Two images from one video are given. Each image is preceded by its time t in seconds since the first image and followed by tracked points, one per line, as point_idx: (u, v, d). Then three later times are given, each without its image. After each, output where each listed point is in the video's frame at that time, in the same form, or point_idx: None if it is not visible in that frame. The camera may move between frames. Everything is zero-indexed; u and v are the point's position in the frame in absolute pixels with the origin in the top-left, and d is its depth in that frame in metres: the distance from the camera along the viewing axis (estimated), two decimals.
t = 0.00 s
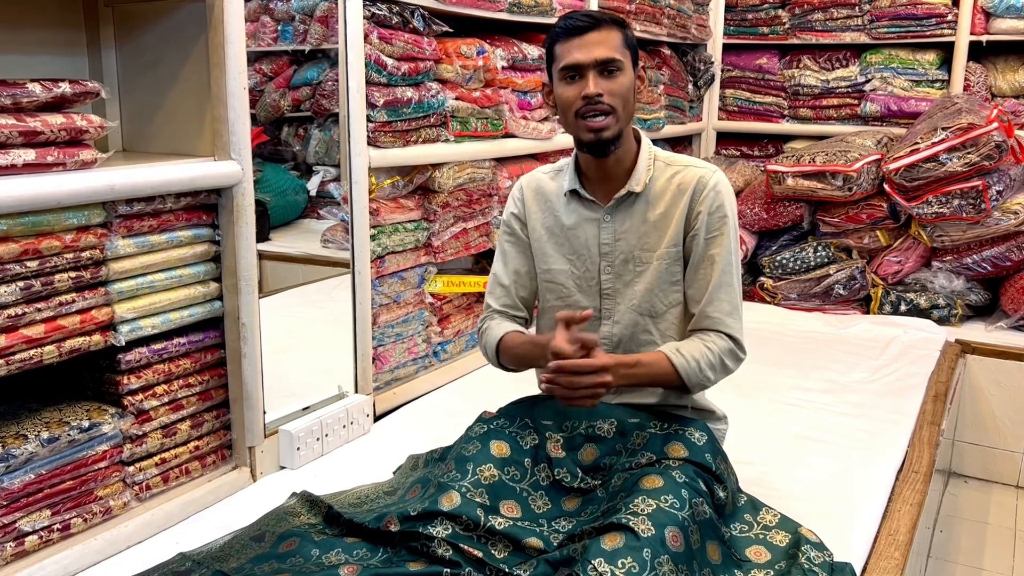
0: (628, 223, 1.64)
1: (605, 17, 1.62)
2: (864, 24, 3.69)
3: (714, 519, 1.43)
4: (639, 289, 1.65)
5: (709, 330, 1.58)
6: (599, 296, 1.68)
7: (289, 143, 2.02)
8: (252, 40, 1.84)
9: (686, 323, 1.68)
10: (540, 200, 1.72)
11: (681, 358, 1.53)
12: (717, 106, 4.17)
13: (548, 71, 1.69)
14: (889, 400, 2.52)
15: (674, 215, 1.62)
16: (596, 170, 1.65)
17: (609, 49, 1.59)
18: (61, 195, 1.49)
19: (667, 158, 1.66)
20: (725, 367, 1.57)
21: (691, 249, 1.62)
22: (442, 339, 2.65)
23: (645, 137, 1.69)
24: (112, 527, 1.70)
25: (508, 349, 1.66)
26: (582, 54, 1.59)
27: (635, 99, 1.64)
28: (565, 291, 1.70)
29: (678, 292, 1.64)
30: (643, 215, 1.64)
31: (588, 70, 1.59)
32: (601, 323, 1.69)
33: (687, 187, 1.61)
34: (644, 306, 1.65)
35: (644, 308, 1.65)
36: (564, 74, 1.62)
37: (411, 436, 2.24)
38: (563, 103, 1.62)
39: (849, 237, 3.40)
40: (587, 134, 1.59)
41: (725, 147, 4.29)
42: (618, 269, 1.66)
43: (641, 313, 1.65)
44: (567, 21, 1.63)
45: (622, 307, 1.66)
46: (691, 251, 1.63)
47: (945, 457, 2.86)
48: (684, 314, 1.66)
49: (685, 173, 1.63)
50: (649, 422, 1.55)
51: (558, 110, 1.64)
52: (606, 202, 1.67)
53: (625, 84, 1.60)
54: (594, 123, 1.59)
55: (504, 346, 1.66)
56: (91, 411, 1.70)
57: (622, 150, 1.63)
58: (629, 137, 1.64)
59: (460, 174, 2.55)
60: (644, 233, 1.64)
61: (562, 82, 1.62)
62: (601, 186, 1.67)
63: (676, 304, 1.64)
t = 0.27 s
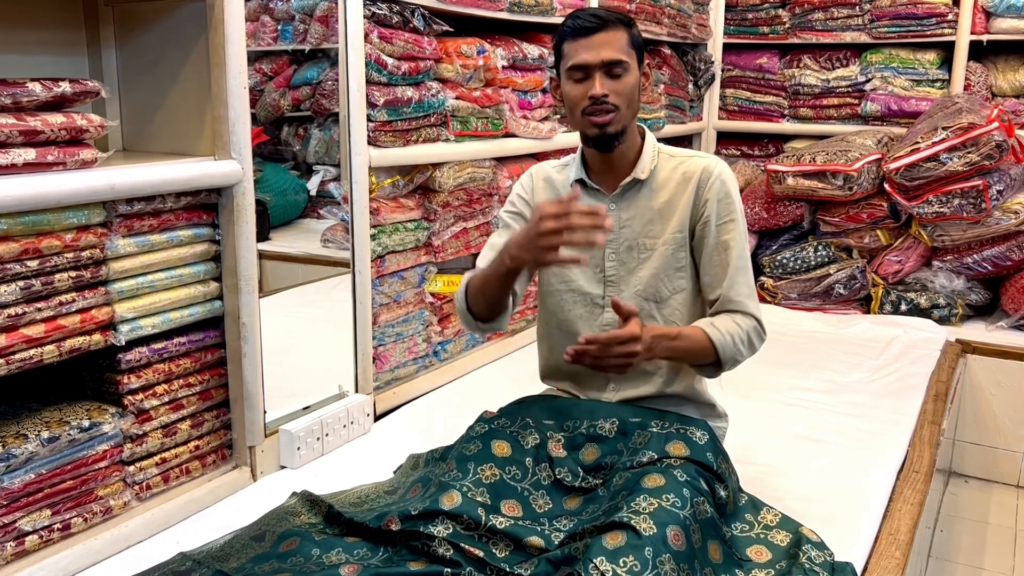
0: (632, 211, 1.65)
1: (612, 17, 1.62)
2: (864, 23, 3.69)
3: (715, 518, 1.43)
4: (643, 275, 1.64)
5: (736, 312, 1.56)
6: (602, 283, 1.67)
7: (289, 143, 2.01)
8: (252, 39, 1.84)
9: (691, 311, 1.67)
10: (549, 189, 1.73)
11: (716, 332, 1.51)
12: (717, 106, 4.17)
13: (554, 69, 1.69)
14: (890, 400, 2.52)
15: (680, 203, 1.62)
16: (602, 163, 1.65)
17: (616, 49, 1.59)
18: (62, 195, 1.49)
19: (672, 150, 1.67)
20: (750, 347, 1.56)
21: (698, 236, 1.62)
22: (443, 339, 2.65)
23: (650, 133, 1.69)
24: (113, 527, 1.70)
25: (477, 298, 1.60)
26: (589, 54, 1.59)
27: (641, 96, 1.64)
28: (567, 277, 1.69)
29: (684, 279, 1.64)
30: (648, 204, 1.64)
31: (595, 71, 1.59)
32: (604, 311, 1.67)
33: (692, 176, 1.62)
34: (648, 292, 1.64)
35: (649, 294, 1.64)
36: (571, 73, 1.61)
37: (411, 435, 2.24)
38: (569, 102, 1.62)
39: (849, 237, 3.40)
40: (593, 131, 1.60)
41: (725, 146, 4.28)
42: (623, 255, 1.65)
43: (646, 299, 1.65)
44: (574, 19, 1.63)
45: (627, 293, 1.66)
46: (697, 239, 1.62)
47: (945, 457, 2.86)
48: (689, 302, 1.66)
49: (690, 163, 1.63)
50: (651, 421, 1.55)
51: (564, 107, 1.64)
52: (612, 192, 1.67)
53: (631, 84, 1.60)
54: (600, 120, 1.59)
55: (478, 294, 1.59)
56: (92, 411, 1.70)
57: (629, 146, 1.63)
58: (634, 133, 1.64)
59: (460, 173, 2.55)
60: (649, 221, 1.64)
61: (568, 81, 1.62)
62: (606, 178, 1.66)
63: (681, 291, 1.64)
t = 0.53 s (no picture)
0: (637, 207, 1.65)
1: (618, 18, 1.60)
2: (864, 23, 3.69)
3: (715, 516, 1.43)
4: (647, 269, 1.65)
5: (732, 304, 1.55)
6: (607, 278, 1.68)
7: (289, 142, 2.01)
8: (252, 39, 1.84)
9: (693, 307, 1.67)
10: (555, 185, 1.74)
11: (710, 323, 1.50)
12: (717, 105, 4.17)
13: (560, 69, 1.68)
14: (890, 400, 2.52)
15: (684, 199, 1.62)
16: (607, 161, 1.65)
17: (620, 51, 1.58)
18: (62, 194, 1.49)
19: (678, 148, 1.67)
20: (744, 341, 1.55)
21: (702, 231, 1.61)
22: (443, 338, 2.65)
23: (655, 132, 1.69)
24: (113, 526, 1.70)
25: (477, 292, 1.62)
26: (593, 56, 1.58)
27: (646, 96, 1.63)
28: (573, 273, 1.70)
29: (687, 273, 1.64)
30: (652, 199, 1.64)
31: (600, 72, 1.58)
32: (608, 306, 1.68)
33: (697, 172, 1.62)
34: (652, 286, 1.65)
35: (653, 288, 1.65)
36: (575, 74, 1.60)
37: (411, 435, 2.24)
38: (574, 101, 1.61)
39: (849, 236, 3.40)
40: (597, 131, 1.60)
41: (725, 146, 4.28)
42: (627, 250, 1.66)
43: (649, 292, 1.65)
44: (580, 19, 1.62)
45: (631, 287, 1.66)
46: (700, 235, 1.62)
47: (945, 457, 2.86)
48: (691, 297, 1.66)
49: (694, 160, 1.63)
50: (651, 419, 1.55)
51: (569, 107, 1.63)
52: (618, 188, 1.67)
53: (635, 85, 1.59)
54: (604, 120, 1.58)
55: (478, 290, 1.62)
56: (92, 410, 1.70)
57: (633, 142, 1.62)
58: (638, 132, 1.63)
59: (460, 173, 2.55)
60: (653, 216, 1.64)
61: (573, 80, 1.61)
62: (611, 175, 1.66)
63: (684, 285, 1.64)
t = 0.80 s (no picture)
0: (633, 212, 1.64)
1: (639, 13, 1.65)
2: (864, 22, 3.69)
3: (713, 514, 1.43)
4: (643, 276, 1.64)
5: (720, 316, 1.59)
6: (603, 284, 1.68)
7: (289, 142, 2.01)
8: (252, 38, 1.84)
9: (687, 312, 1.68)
10: (549, 191, 1.72)
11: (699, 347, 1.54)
12: (717, 104, 4.17)
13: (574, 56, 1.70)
14: (889, 399, 2.52)
15: (681, 204, 1.62)
16: (605, 157, 1.64)
17: (638, 37, 1.61)
18: (61, 192, 1.49)
19: (675, 150, 1.66)
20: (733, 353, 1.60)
21: (697, 238, 1.62)
22: (443, 337, 2.65)
23: (654, 132, 1.69)
24: (113, 525, 1.70)
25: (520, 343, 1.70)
26: (612, 36, 1.60)
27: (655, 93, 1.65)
28: (571, 279, 1.70)
29: (682, 280, 1.64)
30: (649, 205, 1.64)
31: (614, 51, 1.60)
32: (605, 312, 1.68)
33: (693, 177, 1.62)
34: (648, 294, 1.64)
35: (648, 295, 1.64)
36: (589, 52, 1.62)
37: (411, 434, 2.24)
38: (583, 79, 1.62)
39: (849, 235, 3.40)
40: (602, 108, 1.59)
41: (725, 146, 4.28)
42: (623, 256, 1.65)
43: (645, 300, 1.65)
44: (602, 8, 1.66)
45: (627, 293, 1.66)
46: (696, 241, 1.63)
47: (945, 456, 2.86)
48: (685, 303, 1.66)
49: (691, 164, 1.63)
50: (649, 418, 1.55)
51: (576, 86, 1.63)
52: (614, 191, 1.66)
53: (647, 74, 1.61)
54: (610, 99, 1.58)
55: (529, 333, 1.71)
56: (92, 409, 1.70)
57: (633, 136, 1.63)
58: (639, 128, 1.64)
59: (460, 172, 2.55)
60: (650, 221, 1.64)
61: (586, 60, 1.62)
62: (608, 172, 1.65)
63: (679, 292, 1.65)
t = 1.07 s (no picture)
0: (636, 215, 1.64)
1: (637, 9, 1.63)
2: (865, 22, 3.69)
3: (714, 514, 1.43)
4: (647, 280, 1.64)
5: (726, 320, 1.62)
6: (607, 286, 1.68)
7: (289, 141, 2.01)
8: (252, 37, 1.84)
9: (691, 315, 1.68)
10: (550, 192, 1.72)
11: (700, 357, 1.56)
12: (717, 104, 4.17)
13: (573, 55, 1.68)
14: (890, 398, 2.52)
15: (684, 207, 1.62)
16: (606, 159, 1.64)
17: (638, 36, 1.59)
18: (62, 191, 1.49)
19: (678, 152, 1.65)
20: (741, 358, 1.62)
21: (701, 242, 1.62)
22: (443, 337, 2.65)
23: (656, 132, 1.68)
24: (113, 524, 1.70)
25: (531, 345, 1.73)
26: (611, 37, 1.59)
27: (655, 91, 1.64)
28: (575, 282, 1.71)
29: (687, 284, 1.65)
30: (652, 208, 1.63)
31: (615, 52, 1.59)
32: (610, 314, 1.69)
33: (697, 181, 1.61)
34: (652, 298, 1.65)
35: (652, 299, 1.65)
36: (589, 54, 1.61)
37: (411, 433, 2.24)
38: (583, 82, 1.61)
39: (850, 235, 3.40)
40: (603, 113, 1.58)
41: (725, 145, 4.28)
42: (626, 260, 1.65)
43: (649, 304, 1.65)
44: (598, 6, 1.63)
45: (630, 297, 1.66)
46: (700, 245, 1.63)
47: (946, 455, 2.86)
48: (690, 306, 1.67)
49: (695, 167, 1.62)
50: (650, 418, 1.55)
51: (577, 88, 1.63)
52: (615, 194, 1.66)
53: (647, 74, 1.59)
54: (610, 103, 1.57)
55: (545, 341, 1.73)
56: (92, 408, 1.70)
57: (634, 139, 1.63)
58: (641, 129, 1.63)
59: (460, 171, 2.55)
60: (653, 225, 1.63)
61: (585, 63, 1.61)
62: (611, 175, 1.65)
63: (683, 296, 1.65)
